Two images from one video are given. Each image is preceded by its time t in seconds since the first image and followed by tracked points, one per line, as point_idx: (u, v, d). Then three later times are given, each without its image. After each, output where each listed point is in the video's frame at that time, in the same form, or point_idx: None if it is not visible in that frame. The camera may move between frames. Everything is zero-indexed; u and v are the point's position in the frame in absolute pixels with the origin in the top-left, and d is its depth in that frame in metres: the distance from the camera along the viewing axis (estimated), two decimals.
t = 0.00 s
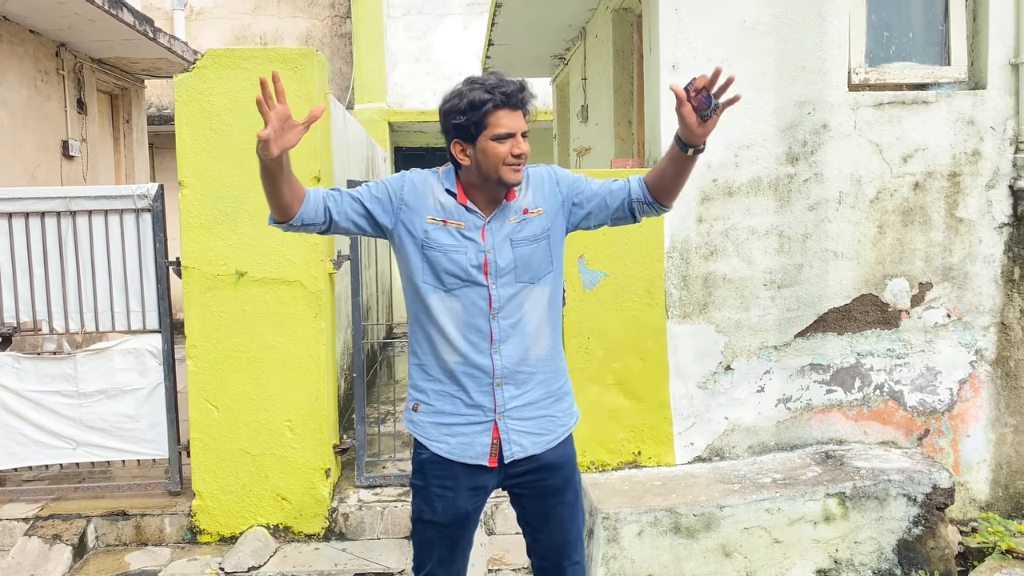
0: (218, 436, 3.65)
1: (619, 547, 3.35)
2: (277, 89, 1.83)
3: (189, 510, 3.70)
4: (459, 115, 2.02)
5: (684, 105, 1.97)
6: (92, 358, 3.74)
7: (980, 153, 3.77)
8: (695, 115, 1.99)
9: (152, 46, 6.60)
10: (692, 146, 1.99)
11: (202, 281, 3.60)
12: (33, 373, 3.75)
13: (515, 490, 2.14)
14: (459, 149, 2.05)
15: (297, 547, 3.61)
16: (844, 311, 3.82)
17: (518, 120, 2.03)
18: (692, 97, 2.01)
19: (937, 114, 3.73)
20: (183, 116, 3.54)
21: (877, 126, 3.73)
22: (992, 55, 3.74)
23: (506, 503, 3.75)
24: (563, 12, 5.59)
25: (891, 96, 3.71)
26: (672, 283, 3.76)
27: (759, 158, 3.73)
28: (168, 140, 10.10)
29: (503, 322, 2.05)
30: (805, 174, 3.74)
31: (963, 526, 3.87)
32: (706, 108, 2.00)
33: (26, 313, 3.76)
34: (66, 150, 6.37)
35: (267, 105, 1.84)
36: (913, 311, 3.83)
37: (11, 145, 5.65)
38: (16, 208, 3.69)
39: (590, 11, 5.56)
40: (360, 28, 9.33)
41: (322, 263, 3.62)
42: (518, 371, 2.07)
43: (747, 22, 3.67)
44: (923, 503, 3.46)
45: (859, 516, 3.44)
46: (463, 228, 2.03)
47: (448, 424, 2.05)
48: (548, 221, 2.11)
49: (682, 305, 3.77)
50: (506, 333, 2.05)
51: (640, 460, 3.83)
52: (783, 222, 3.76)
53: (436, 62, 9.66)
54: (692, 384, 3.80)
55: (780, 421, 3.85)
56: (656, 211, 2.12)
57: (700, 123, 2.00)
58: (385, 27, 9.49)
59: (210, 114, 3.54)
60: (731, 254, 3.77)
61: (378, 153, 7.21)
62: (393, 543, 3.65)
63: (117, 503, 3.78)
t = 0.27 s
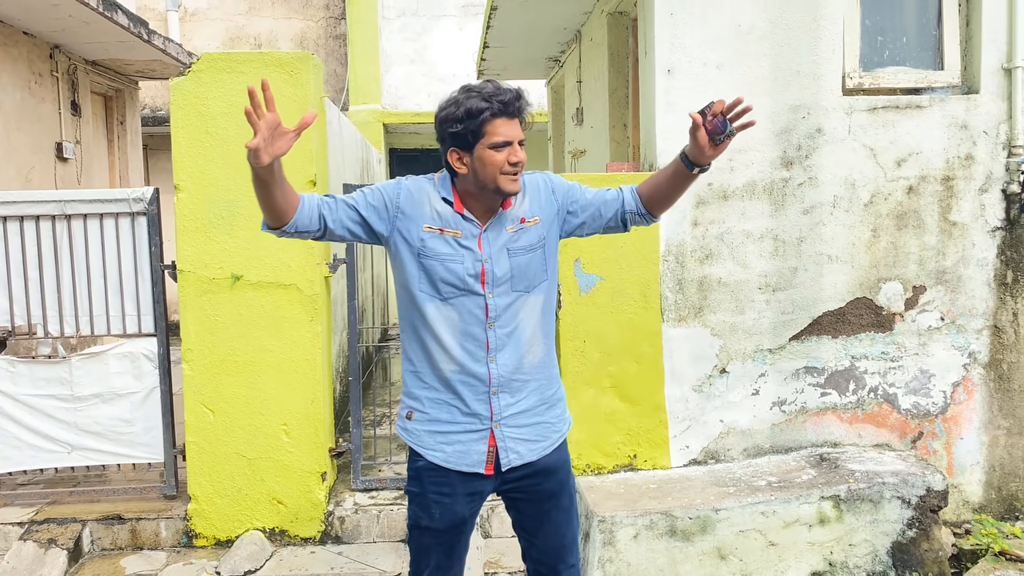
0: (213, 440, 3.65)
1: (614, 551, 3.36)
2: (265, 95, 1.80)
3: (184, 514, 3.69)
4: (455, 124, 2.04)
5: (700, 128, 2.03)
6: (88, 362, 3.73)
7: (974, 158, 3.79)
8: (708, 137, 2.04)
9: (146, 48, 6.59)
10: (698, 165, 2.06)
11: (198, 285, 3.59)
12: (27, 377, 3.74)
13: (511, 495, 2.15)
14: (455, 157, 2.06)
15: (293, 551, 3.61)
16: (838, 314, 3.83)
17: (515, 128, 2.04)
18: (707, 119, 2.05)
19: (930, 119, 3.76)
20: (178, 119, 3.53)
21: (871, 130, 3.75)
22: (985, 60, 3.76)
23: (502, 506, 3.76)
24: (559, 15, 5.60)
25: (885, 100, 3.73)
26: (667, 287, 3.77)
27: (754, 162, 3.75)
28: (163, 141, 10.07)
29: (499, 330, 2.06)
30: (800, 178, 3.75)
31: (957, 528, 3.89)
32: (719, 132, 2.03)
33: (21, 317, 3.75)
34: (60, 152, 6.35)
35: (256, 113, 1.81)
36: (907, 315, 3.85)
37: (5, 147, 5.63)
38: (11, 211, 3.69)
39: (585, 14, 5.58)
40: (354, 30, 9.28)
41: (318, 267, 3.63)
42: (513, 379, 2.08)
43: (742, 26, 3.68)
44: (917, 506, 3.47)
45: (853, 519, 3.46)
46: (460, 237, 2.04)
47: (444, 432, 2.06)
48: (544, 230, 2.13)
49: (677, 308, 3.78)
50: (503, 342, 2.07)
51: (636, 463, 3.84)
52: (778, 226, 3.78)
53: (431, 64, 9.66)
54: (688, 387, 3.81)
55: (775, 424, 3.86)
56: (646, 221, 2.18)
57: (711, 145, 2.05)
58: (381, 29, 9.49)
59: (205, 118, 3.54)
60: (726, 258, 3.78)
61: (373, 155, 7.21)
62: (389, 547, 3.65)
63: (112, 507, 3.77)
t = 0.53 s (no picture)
0: (206, 436, 3.64)
1: (608, 546, 3.37)
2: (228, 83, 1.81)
3: (177, 511, 3.68)
4: (453, 118, 2.00)
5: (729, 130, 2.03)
6: (80, 358, 3.72)
7: (965, 153, 3.81)
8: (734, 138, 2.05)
9: (139, 45, 6.57)
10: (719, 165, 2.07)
11: (191, 280, 3.58)
12: (19, 373, 3.72)
13: (503, 488, 2.14)
14: (452, 151, 2.03)
15: (286, 547, 3.60)
16: (831, 310, 3.84)
17: (512, 123, 2.01)
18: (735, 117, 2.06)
19: (922, 115, 3.77)
20: (171, 115, 3.53)
21: (864, 126, 3.75)
22: (977, 56, 3.77)
23: (495, 502, 3.76)
24: (553, 12, 5.60)
25: (878, 96, 3.74)
26: (660, 282, 3.77)
27: (747, 157, 3.75)
28: (156, 139, 10.04)
29: (491, 326, 2.06)
30: (793, 174, 3.76)
31: (949, 523, 3.90)
32: (746, 132, 2.05)
33: (12, 313, 3.73)
34: (52, 149, 6.32)
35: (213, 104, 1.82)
36: (899, 310, 3.86)
37: None
38: (2, 207, 3.67)
39: (579, 11, 5.58)
40: (349, 27, 9.32)
41: (311, 263, 3.62)
42: (505, 375, 2.08)
43: (735, 22, 3.69)
44: (909, 501, 3.48)
45: (846, 514, 3.46)
46: (454, 231, 2.03)
47: (435, 426, 2.05)
48: (540, 227, 2.12)
49: (670, 304, 3.78)
50: (495, 338, 2.06)
51: (629, 459, 3.84)
52: (771, 221, 3.78)
53: (425, 62, 9.65)
54: (681, 382, 3.82)
55: (768, 419, 3.87)
56: (642, 219, 2.19)
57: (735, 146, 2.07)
58: (375, 27, 9.47)
59: (198, 113, 3.53)
60: (719, 254, 3.79)
61: (366, 153, 7.21)
62: (382, 543, 3.65)
63: (104, 503, 3.76)
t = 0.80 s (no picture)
0: (199, 433, 3.64)
1: (599, 541, 3.38)
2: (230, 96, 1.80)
3: (170, 507, 3.68)
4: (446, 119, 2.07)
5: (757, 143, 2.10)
6: (72, 355, 3.72)
7: (955, 151, 3.83)
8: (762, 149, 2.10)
9: (132, 43, 6.56)
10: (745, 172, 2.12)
11: (184, 277, 3.59)
12: (11, 370, 3.72)
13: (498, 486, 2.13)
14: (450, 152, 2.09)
15: (279, 544, 3.60)
16: (821, 307, 3.86)
17: (493, 119, 1.99)
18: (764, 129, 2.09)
19: (912, 113, 3.79)
20: (164, 112, 3.53)
21: (854, 123, 3.78)
22: (966, 54, 3.80)
23: (488, 498, 3.78)
24: (546, 11, 5.61)
25: (868, 94, 3.77)
26: (652, 279, 3.79)
27: (738, 155, 3.77)
28: (149, 138, 10.03)
29: (489, 346, 2.06)
30: (784, 171, 3.78)
31: (939, 519, 3.92)
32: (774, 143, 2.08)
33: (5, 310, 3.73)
34: (45, 147, 6.32)
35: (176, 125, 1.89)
36: (889, 307, 3.88)
37: None
38: None
39: (572, 10, 5.59)
40: (343, 27, 9.27)
41: (304, 260, 3.62)
42: (499, 393, 2.09)
43: (726, 20, 3.70)
44: (899, 496, 3.50)
45: (836, 509, 3.49)
46: (461, 251, 2.00)
47: (428, 436, 2.05)
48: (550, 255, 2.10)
49: (662, 301, 3.80)
50: (491, 357, 2.07)
51: (621, 455, 3.85)
52: (762, 219, 3.80)
53: (419, 61, 9.66)
54: (672, 379, 3.84)
55: (759, 416, 3.89)
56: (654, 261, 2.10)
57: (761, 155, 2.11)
58: (369, 26, 9.48)
59: (191, 110, 3.53)
60: (710, 251, 3.81)
61: (360, 151, 7.21)
62: (375, 540, 3.65)
63: (97, 500, 3.76)
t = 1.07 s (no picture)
0: (196, 432, 3.63)
1: (597, 540, 3.39)
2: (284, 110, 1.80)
3: (166, 507, 3.68)
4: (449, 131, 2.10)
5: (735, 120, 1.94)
6: (69, 354, 3.71)
7: (951, 151, 3.84)
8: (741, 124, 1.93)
9: (129, 42, 6.55)
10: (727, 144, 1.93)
11: (180, 276, 3.58)
12: (7, 369, 3.71)
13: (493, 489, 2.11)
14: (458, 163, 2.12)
15: (275, 543, 3.60)
16: (818, 305, 3.87)
17: (470, 127, 1.94)
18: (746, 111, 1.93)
19: (909, 112, 3.80)
20: (160, 111, 3.52)
21: (851, 123, 3.78)
22: (963, 54, 3.81)
23: (486, 497, 3.76)
24: (543, 10, 5.61)
25: (865, 93, 3.77)
26: (649, 278, 3.79)
27: (735, 154, 3.77)
28: (146, 138, 10.01)
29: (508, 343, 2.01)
30: (781, 170, 3.78)
31: (935, 517, 3.93)
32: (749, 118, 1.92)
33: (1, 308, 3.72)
34: (42, 146, 6.30)
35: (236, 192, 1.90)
36: (886, 306, 3.89)
37: None
38: None
39: (569, 9, 5.59)
40: (340, 26, 9.15)
41: (301, 260, 3.62)
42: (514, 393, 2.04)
43: (723, 19, 3.71)
44: (895, 494, 3.51)
45: (833, 507, 3.49)
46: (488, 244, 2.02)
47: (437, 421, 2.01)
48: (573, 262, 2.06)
49: (660, 300, 3.80)
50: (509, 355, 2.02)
51: (619, 454, 3.85)
52: (759, 218, 3.81)
53: (416, 60, 9.66)
54: (670, 378, 3.84)
55: (756, 414, 3.89)
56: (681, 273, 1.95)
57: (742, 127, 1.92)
58: (366, 25, 9.47)
59: (188, 109, 3.53)
60: (707, 249, 3.81)
61: (357, 151, 7.22)
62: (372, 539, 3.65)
63: (94, 500, 3.75)
